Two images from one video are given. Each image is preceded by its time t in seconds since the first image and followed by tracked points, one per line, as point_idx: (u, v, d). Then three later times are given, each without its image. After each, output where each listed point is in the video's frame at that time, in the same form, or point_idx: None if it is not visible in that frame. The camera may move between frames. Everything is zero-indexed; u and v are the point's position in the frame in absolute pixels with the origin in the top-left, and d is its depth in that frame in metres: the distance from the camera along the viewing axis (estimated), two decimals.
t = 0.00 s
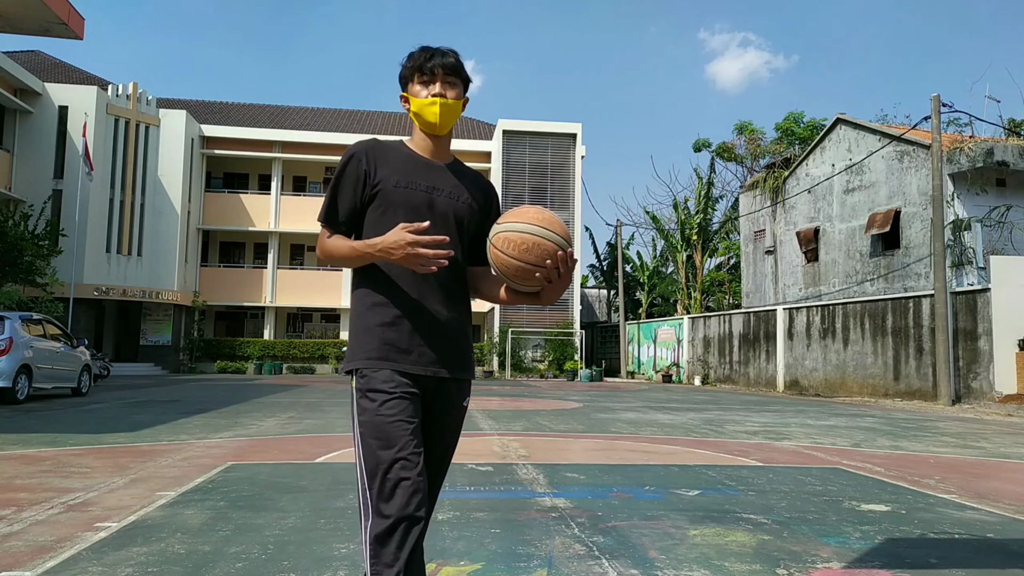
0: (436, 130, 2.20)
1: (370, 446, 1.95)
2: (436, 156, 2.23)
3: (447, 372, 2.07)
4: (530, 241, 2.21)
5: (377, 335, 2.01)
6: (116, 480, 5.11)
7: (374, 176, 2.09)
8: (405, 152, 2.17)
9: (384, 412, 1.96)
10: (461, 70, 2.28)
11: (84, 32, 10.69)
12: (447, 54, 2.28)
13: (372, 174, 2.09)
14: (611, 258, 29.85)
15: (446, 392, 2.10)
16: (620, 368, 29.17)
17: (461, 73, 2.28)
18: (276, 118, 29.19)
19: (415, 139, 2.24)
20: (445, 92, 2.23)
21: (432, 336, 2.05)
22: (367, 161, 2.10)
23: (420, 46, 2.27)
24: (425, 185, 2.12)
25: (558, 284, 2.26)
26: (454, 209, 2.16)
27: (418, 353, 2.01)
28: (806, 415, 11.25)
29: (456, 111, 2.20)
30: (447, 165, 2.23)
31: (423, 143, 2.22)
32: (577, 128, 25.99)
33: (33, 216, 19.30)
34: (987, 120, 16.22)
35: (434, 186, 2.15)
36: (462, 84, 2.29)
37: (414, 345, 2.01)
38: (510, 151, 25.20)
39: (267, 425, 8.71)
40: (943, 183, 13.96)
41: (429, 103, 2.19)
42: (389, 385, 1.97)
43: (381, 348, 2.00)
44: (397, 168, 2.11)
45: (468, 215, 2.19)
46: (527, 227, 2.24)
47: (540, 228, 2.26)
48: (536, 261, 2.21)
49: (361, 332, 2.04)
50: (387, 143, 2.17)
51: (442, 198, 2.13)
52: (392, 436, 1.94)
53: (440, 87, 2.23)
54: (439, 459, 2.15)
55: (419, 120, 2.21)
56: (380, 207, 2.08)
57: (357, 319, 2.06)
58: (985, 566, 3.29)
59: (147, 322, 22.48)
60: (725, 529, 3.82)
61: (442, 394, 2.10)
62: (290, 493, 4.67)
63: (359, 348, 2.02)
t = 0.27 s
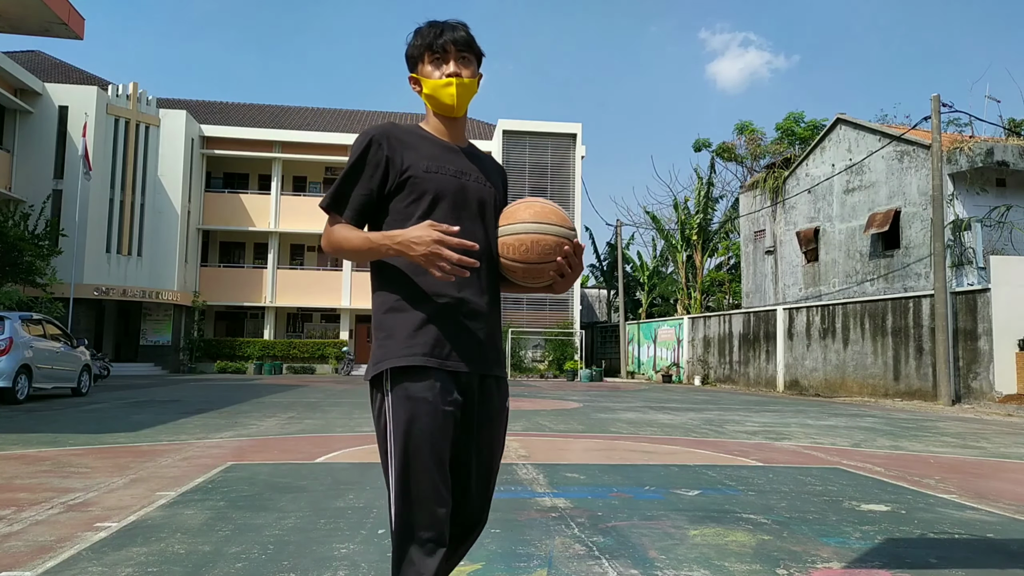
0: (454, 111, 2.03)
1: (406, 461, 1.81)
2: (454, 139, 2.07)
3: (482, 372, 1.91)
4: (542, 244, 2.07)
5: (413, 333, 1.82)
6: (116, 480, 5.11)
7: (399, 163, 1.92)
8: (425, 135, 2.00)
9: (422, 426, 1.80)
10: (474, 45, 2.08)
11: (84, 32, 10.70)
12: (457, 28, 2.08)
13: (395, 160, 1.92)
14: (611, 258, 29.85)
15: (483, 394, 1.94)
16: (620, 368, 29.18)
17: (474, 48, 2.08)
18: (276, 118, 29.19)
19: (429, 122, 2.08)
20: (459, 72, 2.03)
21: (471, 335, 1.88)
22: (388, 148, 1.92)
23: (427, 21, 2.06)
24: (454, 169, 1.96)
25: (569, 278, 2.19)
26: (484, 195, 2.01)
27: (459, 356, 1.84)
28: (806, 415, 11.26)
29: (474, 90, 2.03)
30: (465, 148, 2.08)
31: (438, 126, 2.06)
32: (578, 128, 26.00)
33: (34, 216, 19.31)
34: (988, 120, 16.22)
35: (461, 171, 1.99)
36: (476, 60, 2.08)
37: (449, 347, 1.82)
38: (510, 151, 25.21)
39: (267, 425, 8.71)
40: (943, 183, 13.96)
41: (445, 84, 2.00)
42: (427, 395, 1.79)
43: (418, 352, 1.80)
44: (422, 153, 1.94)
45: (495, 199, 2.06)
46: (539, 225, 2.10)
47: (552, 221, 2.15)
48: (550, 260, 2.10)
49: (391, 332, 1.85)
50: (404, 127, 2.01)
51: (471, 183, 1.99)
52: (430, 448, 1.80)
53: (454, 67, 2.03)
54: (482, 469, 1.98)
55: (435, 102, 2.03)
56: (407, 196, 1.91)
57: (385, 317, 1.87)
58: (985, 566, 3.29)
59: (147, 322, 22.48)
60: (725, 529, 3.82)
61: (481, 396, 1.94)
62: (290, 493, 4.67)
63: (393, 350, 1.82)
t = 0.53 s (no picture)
0: (467, 97, 2.02)
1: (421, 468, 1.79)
2: (464, 126, 2.06)
3: (503, 370, 1.85)
4: (562, 231, 2.11)
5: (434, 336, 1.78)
6: (116, 480, 5.11)
7: (420, 152, 1.88)
8: (440, 123, 1.98)
9: (435, 431, 1.78)
10: (487, 28, 2.05)
11: (84, 32, 10.70)
12: (468, 9, 2.05)
13: (418, 147, 1.87)
14: (611, 258, 29.84)
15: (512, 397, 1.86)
16: (620, 368, 29.17)
17: (486, 30, 2.06)
18: (276, 118, 29.19)
19: (438, 108, 2.06)
20: (472, 56, 2.00)
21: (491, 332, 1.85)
22: (411, 135, 1.87)
23: (438, 1, 2.02)
24: (469, 159, 1.96)
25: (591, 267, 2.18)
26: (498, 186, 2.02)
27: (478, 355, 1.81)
28: (806, 415, 11.26)
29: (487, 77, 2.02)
30: (475, 137, 2.07)
31: (448, 113, 2.05)
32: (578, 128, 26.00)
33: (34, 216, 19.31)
34: (988, 120, 16.19)
35: (476, 160, 1.99)
36: (488, 42, 2.07)
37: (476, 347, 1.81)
38: (510, 151, 25.21)
39: (267, 425, 8.71)
40: (943, 183, 13.95)
41: (460, 70, 1.99)
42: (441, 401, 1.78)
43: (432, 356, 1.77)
44: (441, 141, 1.92)
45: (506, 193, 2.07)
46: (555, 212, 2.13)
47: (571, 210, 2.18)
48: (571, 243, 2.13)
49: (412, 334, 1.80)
50: (419, 113, 1.97)
51: (486, 173, 1.98)
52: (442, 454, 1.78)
53: (466, 51, 2.00)
54: (531, 481, 1.81)
55: (449, 89, 2.01)
56: (432, 184, 1.87)
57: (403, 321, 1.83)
58: (985, 566, 3.29)
59: (147, 322, 22.49)
60: (725, 529, 3.82)
61: (509, 398, 1.86)
62: (290, 493, 4.67)
63: (419, 353, 1.77)
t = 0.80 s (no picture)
0: (476, 91, 2.01)
1: (430, 469, 1.80)
2: (475, 120, 2.06)
3: (516, 372, 1.84)
4: (576, 233, 2.11)
5: (445, 336, 1.78)
6: (116, 480, 5.11)
7: (426, 150, 1.88)
8: (448, 119, 1.98)
9: (444, 434, 1.78)
10: (493, 19, 2.04)
11: (84, 32, 10.70)
12: None
13: (425, 146, 1.87)
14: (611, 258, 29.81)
15: (524, 401, 1.86)
16: (620, 368, 29.16)
17: (493, 20, 2.05)
18: (277, 118, 29.18)
19: (447, 103, 2.06)
20: (479, 48, 2.00)
21: (505, 333, 1.84)
22: (416, 133, 1.87)
23: None
24: (478, 154, 1.96)
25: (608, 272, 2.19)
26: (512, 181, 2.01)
27: (492, 356, 1.80)
28: (806, 416, 11.25)
29: (495, 69, 2.02)
30: (485, 131, 2.07)
31: (457, 108, 2.04)
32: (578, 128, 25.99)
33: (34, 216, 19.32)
34: (988, 120, 16.18)
35: (486, 155, 1.98)
36: (495, 32, 2.06)
37: (490, 347, 1.81)
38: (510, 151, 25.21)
39: (267, 425, 8.70)
40: (943, 183, 13.95)
41: (467, 62, 1.98)
42: (451, 402, 1.78)
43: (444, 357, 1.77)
44: (448, 136, 1.92)
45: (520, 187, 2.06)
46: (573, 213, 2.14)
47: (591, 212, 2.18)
48: (587, 248, 2.14)
49: (422, 332, 1.81)
50: (427, 111, 1.97)
51: (498, 167, 1.97)
52: (449, 455, 1.79)
53: (472, 43, 2.00)
54: (540, 491, 1.81)
55: (457, 82, 2.00)
56: (440, 183, 1.88)
57: (411, 317, 1.83)
58: (985, 566, 3.29)
59: (147, 322, 22.49)
60: (725, 529, 3.82)
61: (521, 404, 1.86)
62: (290, 493, 4.67)
63: (428, 354, 1.78)
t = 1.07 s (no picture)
0: (482, 94, 2.00)
1: (431, 470, 1.80)
2: (484, 121, 2.05)
3: (520, 373, 1.85)
4: (571, 240, 1.98)
5: (446, 339, 1.79)
6: (116, 480, 5.11)
7: (426, 156, 1.90)
8: (452, 123, 1.99)
9: (445, 436, 1.78)
10: (500, 20, 2.03)
11: (84, 32, 10.70)
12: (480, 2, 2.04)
13: (424, 152, 1.90)
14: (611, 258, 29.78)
15: (529, 404, 1.86)
16: (620, 368, 29.17)
17: (500, 21, 2.04)
18: (277, 118, 29.19)
19: (458, 107, 2.06)
20: (485, 50, 1.99)
21: (508, 332, 1.85)
22: (415, 140, 1.90)
23: None
24: (484, 156, 1.95)
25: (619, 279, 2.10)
26: (519, 183, 1.99)
27: (495, 358, 1.80)
28: (806, 415, 11.26)
29: (503, 68, 2.00)
30: (495, 132, 2.06)
31: (466, 111, 2.05)
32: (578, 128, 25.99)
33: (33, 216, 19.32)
34: (988, 120, 16.18)
35: (492, 158, 1.97)
36: (503, 33, 2.05)
37: (493, 348, 1.81)
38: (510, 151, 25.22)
39: (267, 425, 8.71)
40: (943, 183, 13.96)
41: (473, 64, 1.97)
42: (454, 403, 1.78)
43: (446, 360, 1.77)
44: (450, 140, 1.92)
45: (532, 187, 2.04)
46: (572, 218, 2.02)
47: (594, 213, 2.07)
48: (588, 256, 2.03)
49: (422, 335, 1.82)
50: (431, 116, 1.99)
51: (504, 169, 1.96)
52: (452, 457, 1.79)
53: (479, 45, 1.99)
54: (539, 494, 1.83)
55: (465, 84, 2.00)
56: (438, 188, 1.89)
57: (411, 319, 1.85)
58: (985, 566, 3.29)
59: (147, 322, 22.48)
60: (725, 529, 3.82)
61: (526, 406, 1.86)
62: (291, 493, 4.67)
63: (423, 355, 1.79)
